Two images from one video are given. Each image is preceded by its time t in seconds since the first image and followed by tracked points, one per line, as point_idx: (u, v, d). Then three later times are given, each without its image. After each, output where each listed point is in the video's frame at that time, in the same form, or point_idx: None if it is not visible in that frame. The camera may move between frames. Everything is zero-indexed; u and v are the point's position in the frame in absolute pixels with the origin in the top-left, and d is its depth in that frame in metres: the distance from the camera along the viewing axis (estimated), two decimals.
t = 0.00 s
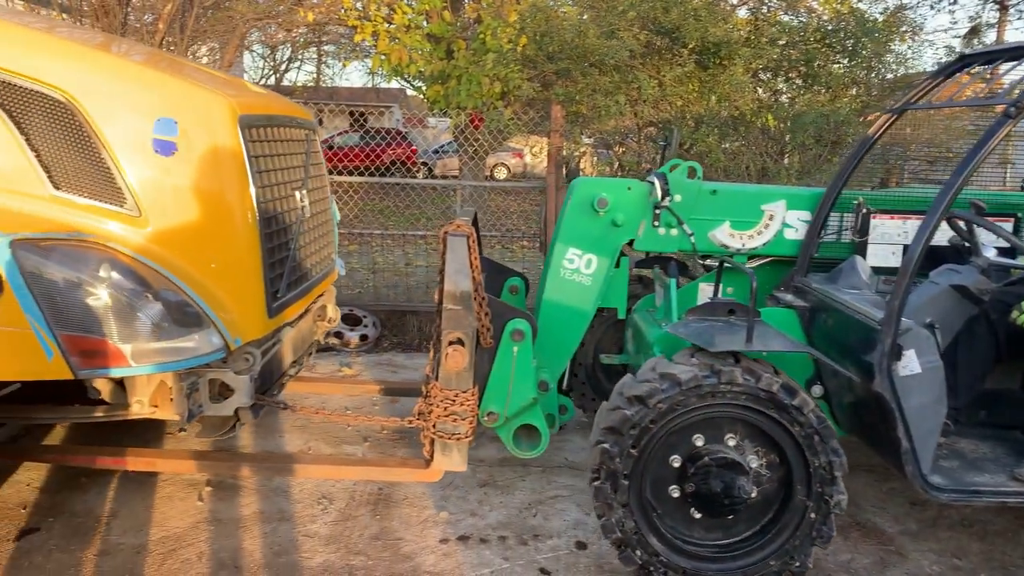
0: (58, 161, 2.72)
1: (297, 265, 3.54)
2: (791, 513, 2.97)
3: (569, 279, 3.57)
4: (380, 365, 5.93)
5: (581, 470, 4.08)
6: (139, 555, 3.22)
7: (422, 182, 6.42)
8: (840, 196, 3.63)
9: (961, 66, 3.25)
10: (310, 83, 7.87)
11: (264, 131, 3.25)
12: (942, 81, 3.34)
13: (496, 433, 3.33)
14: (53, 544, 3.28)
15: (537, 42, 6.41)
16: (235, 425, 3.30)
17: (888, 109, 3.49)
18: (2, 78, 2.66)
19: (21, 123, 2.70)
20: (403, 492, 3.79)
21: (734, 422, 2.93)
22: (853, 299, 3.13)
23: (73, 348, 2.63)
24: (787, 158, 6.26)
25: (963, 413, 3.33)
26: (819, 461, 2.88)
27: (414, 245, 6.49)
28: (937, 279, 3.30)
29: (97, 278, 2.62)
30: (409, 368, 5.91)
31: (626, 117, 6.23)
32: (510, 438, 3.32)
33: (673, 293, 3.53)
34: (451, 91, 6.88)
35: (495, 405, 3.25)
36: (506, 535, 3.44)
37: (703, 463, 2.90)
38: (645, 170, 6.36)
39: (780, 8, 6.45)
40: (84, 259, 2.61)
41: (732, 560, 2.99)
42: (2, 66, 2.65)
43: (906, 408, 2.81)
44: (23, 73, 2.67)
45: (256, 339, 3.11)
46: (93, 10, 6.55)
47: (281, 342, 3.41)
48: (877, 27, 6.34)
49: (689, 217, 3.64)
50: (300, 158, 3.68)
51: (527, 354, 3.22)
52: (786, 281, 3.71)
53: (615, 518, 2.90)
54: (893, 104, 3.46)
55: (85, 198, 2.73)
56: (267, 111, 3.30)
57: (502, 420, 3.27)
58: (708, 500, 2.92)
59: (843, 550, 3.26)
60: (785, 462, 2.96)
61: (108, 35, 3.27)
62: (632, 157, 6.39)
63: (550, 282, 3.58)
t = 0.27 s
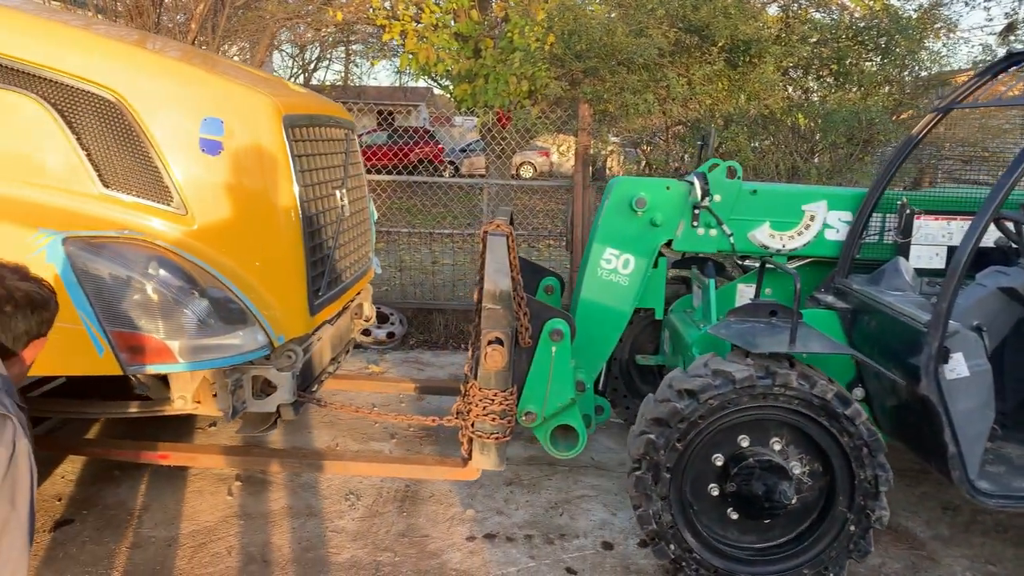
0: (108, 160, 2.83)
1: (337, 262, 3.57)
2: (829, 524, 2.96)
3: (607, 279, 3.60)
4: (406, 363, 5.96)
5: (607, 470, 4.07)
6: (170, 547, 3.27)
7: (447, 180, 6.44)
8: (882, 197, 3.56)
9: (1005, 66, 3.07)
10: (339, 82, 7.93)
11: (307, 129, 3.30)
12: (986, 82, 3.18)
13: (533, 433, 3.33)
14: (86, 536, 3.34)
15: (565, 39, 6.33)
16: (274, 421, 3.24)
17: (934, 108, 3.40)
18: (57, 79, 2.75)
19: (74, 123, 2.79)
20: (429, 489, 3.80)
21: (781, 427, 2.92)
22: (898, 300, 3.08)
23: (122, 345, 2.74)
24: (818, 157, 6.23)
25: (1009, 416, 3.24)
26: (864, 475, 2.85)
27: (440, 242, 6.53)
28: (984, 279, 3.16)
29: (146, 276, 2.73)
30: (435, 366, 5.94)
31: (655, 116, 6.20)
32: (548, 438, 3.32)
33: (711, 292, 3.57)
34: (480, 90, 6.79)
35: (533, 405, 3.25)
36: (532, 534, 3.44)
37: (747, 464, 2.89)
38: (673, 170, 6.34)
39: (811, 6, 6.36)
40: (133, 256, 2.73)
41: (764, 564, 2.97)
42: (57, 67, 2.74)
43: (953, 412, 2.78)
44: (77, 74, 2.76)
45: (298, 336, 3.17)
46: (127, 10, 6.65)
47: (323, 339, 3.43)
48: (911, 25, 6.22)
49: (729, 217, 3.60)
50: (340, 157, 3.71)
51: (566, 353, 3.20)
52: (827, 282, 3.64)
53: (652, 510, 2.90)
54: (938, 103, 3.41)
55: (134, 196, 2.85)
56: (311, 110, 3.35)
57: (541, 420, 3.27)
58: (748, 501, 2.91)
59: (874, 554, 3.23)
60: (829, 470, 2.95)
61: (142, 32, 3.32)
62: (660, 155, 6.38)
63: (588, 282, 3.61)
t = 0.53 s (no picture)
0: (153, 160, 2.91)
1: (372, 263, 3.60)
2: (867, 535, 2.93)
3: (642, 280, 3.60)
4: (431, 363, 5.97)
5: (632, 471, 4.06)
6: (198, 542, 3.31)
7: (471, 180, 6.44)
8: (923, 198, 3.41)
9: None
10: (363, 82, 7.96)
11: (346, 130, 3.35)
12: None
13: (568, 434, 3.32)
14: (117, 530, 3.38)
15: (590, 39, 6.28)
16: (312, 420, 3.27)
17: (977, 107, 3.18)
18: (104, 80, 2.82)
19: (120, 124, 2.86)
20: (454, 488, 3.81)
21: (827, 433, 2.90)
22: (939, 302, 3.06)
23: (166, 344, 2.67)
24: (845, 157, 6.17)
25: None
26: (908, 488, 2.83)
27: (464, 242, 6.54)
28: None
29: (191, 275, 2.67)
30: (459, 365, 5.96)
31: (680, 115, 6.16)
32: (582, 439, 3.31)
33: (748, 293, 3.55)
34: (504, 90, 6.78)
35: (569, 406, 3.24)
36: (556, 534, 3.43)
37: (789, 466, 2.86)
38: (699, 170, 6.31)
39: (839, 4, 6.29)
40: (180, 256, 2.69)
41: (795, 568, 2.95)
42: (105, 69, 2.81)
43: (1000, 417, 2.73)
44: (124, 76, 2.83)
45: (337, 336, 3.18)
46: (157, 11, 6.72)
47: (358, 340, 3.45)
48: (944, 23, 6.03)
49: (766, 219, 3.55)
50: (377, 158, 3.74)
51: (601, 355, 3.19)
52: (866, 284, 3.57)
53: (690, 503, 2.87)
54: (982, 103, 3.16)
55: (177, 196, 2.94)
56: (348, 110, 3.39)
57: (576, 421, 3.26)
58: (786, 504, 2.92)
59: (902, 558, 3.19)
60: (870, 481, 2.93)
61: (175, 32, 3.39)
62: (685, 154, 6.36)
63: (622, 283, 3.61)
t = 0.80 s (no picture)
0: (199, 163, 2.95)
1: (411, 266, 3.61)
2: (905, 549, 2.92)
3: (681, 282, 3.57)
4: (457, 363, 5.99)
5: (660, 474, 4.04)
6: (228, 540, 3.34)
7: (497, 180, 6.48)
8: (970, 201, 3.30)
9: None
10: (390, 83, 8.01)
11: (386, 133, 3.36)
12: None
13: (606, 438, 3.31)
14: (149, 526, 3.43)
15: (617, 40, 6.30)
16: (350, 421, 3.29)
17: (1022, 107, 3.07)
18: (153, 85, 2.87)
19: (168, 127, 2.91)
20: (481, 488, 3.82)
21: (878, 442, 2.87)
22: (988, 307, 3.00)
23: (212, 343, 2.71)
24: (877, 158, 6.05)
25: None
26: (954, 504, 2.81)
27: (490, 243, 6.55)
28: None
29: (237, 276, 2.72)
30: (485, 366, 5.97)
31: (708, 116, 6.13)
32: (621, 443, 3.29)
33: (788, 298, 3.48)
34: (531, 91, 6.80)
35: (608, 409, 3.23)
36: (584, 536, 3.43)
37: (836, 471, 2.83)
38: (727, 172, 6.27)
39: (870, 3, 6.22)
40: (227, 256, 2.74)
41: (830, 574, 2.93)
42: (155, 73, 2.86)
43: None
44: (172, 80, 2.88)
45: (377, 338, 3.19)
46: (191, 13, 6.82)
47: (397, 341, 3.41)
48: (978, 22, 5.99)
49: (806, 221, 3.52)
50: (414, 161, 3.74)
51: (641, 357, 3.18)
52: (908, 287, 3.50)
53: (732, 498, 2.86)
54: None
55: (222, 198, 2.98)
56: (389, 114, 3.42)
57: (615, 424, 3.24)
58: (828, 509, 2.87)
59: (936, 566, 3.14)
60: (915, 493, 2.90)
61: (207, 32, 3.42)
62: (713, 155, 6.32)
63: (661, 285, 3.58)
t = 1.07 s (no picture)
0: (243, 166, 2.97)
1: (449, 268, 3.62)
2: (947, 561, 2.89)
3: (719, 285, 3.55)
4: (483, 364, 6.00)
5: (689, 478, 4.01)
6: (259, 538, 3.37)
7: (522, 181, 6.50)
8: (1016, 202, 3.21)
9: None
10: (416, 86, 8.04)
11: (425, 136, 3.38)
12: None
13: (644, 441, 3.30)
14: (182, 523, 3.47)
15: (645, 41, 6.25)
16: (389, 421, 3.34)
17: None
18: (198, 89, 2.91)
19: (213, 131, 2.94)
20: (509, 490, 3.82)
21: (929, 451, 2.84)
22: None
23: (257, 345, 2.70)
24: (910, 159, 5.97)
25: None
26: (1002, 519, 2.78)
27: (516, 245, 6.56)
28: None
29: (280, 278, 2.73)
30: (511, 368, 5.97)
31: (737, 117, 6.09)
32: (659, 447, 3.29)
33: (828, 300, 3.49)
34: (557, 92, 6.91)
35: (647, 412, 3.21)
36: (612, 539, 3.41)
37: (884, 476, 2.81)
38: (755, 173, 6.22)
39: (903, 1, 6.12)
40: (271, 259, 2.76)
41: None
42: (201, 78, 2.90)
43: None
44: (218, 84, 2.92)
45: (416, 340, 3.20)
46: (223, 16, 6.90)
47: (433, 344, 3.44)
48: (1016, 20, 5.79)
49: (848, 223, 3.46)
50: (450, 162, 3.75)
51: (680, 360, 3.18)
52: (954, 291, 3.41)
53: (776, 494, 2.84)
54: None
55: (265, 201, 3.00)
56: (426, 116, 3.43)
57: (654, 428, 3.23)
58: (872, 514, 2.85)
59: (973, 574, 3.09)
60: (962, 506, 2.87)
61: (238, 36, 3.44)
62: (742, 156, 6.27)
63: (699, 288, 3.56)
